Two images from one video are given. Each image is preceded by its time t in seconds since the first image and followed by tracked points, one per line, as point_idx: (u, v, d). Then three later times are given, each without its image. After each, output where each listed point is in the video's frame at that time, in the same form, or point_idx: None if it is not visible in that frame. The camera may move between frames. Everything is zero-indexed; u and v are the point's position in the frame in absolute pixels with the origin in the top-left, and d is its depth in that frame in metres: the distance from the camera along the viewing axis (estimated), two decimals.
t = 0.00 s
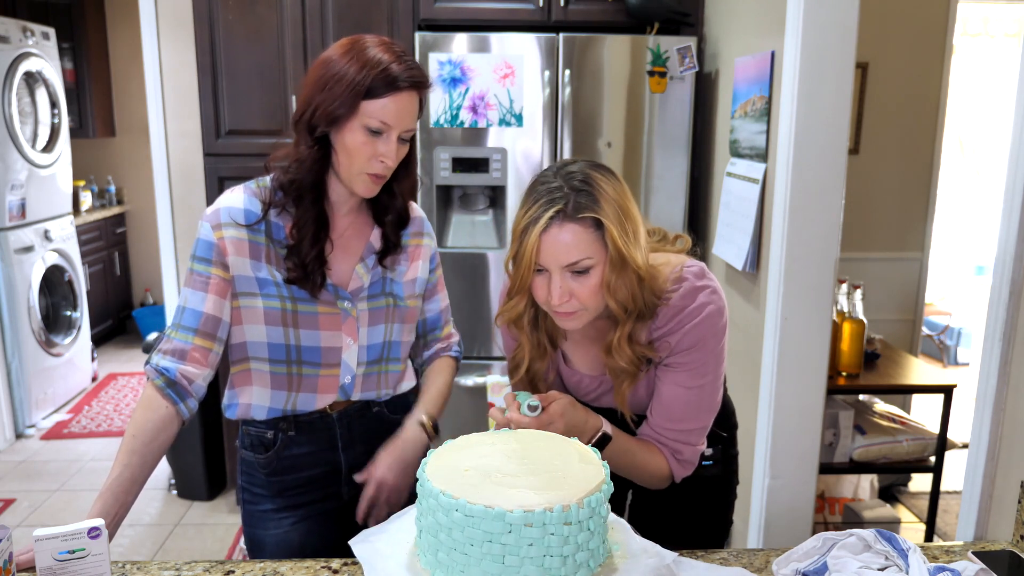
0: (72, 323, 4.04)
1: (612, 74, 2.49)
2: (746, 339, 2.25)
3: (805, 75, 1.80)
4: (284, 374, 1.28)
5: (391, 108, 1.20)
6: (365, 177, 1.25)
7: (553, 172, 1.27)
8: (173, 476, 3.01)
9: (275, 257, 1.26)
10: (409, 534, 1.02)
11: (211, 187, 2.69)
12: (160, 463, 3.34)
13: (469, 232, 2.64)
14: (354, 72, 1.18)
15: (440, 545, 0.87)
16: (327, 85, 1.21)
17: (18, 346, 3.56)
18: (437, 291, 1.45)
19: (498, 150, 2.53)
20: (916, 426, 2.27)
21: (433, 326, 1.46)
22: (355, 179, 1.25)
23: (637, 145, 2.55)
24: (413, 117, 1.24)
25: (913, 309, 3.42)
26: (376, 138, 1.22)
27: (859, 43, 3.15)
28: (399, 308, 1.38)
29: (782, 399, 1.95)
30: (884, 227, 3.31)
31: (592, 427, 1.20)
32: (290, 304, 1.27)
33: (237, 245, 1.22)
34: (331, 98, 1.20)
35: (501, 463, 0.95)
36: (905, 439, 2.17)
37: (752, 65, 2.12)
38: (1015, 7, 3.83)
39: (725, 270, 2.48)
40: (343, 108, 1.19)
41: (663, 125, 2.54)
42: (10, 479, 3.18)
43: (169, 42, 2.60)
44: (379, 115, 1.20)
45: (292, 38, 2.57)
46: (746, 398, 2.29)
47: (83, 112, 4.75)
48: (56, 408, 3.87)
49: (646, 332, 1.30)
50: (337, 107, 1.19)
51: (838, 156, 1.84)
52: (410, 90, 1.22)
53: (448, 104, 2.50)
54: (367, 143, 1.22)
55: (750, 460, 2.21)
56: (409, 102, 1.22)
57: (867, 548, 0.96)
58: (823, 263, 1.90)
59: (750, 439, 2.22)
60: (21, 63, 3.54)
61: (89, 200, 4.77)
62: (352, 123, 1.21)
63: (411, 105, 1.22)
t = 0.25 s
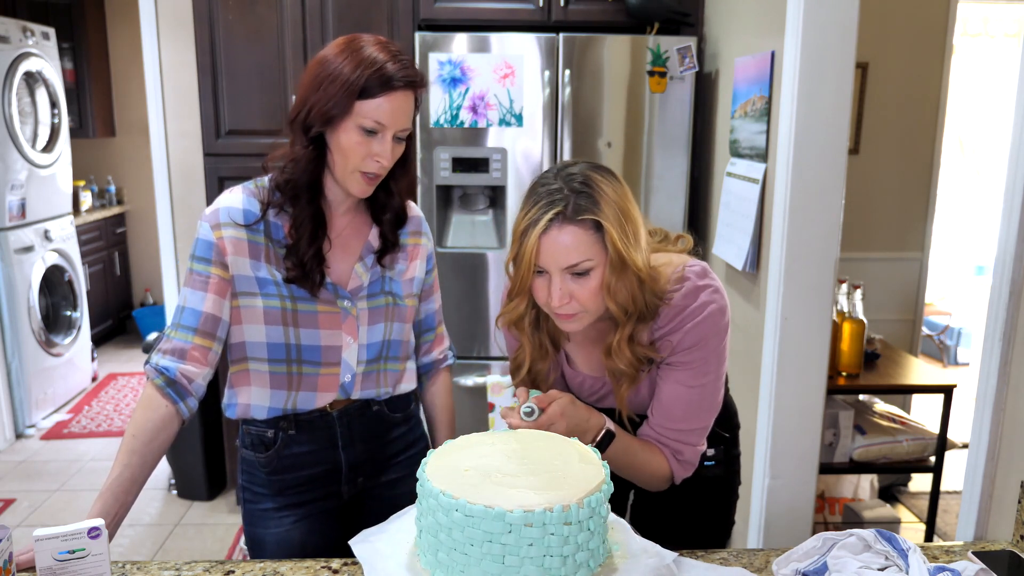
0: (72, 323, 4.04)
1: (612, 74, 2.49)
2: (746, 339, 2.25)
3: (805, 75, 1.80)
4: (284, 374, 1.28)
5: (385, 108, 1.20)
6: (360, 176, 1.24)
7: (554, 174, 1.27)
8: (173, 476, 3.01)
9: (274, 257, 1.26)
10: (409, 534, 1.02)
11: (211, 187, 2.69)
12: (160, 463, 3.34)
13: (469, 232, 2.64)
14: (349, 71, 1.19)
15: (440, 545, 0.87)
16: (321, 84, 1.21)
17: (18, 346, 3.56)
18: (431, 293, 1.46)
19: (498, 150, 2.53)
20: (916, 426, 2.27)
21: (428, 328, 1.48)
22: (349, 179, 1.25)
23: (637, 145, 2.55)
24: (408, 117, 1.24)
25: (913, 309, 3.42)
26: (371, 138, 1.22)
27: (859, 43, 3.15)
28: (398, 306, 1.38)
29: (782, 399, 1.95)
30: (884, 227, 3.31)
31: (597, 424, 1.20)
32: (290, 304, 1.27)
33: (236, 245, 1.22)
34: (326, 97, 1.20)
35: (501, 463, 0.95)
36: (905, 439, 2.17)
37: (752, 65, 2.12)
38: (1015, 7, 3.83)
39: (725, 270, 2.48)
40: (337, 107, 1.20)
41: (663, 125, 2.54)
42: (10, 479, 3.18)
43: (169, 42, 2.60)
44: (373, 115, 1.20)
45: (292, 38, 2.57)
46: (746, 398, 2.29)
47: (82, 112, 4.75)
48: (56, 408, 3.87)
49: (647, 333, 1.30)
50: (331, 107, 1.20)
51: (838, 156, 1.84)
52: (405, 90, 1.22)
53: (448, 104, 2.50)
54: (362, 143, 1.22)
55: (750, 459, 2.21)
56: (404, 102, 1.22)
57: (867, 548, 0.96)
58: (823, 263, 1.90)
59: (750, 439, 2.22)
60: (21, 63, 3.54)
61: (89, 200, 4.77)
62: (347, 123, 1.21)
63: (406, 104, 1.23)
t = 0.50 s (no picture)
0: (72, 323, 4.04)
1: (611, 75, 2.49)
2: (746, 339, 2.25)
3: (805, 75, 1.80)
4: (283, 373, 1.28)
5: (382, 108, 1.21)
6: (357, 176, 1.25)
7: (556, 176, 1.27)
8: (173, 476, 3.01)
9: (273, 256, 1.26)
10: (409, 534, 1.02)
11: (210, 187, 2.69)
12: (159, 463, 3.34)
13: (469, 232, 2.64)
14: (348, 71, 1.19)
15: (440, 545, 0.87)
16: (319, 85, 1.22)
17: (18, 346, 3.56)
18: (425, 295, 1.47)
19: (498, 150, 2.53)
20: (916, 426, 2.27)
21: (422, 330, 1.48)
22: (346, 179, 1.25)
23: (637, 145, 2.55)
24: (406, 118, 1.25)
25: (913, 309, 3.42)
26: (368, 138, 1.22)
27: (859, 43, 3.15)
28: (396, 305, 1.38)
29: (782, 399, 1.95)
30: (884, 227, 3.31)
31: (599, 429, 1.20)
32: (289, 303, 1.27)
33: (235, 245, 1.22)
34: (323, 97, 1.20)
35: (502, 463, 0.95)
36: (905, 439, 2.17)
37: (752, 65, 2.12)
38: (1015, 7, 3.83)
39: (724, 270, 2.48)
40: (336, 108, 1.20)
41: (663, 125, 2.54)
42: (11, 479, 3.18)
43: (169, 42, 2.60)
44: (371, 115, 1.21)
45: (292, 38, 2.57)
46: (746, 398, 2.29)
47: (82, 113, 4.75)
48: (56, 408, 3.87)
49: (650, 335, 1.31)
50: (329, 107, 1.20)
51: (838, 157, 1.84)
52: (402, 91, 1.22)
53: (448, 104, 2.50)
54: (360, 143, 1.22)
55: (750, 459, 2.21)
56: (401, 102, 1.23)
57: (867, 548, 0.96)
58: (823, 263, 1.90)
59: (750, 438, 2.22)
60: (21, 63, 3.54)
61: (89, 200, 4.77)
62: (344, 124, 1.22)
63: (403, 105, 1.23)
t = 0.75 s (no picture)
0: (72, 323, 4.04)
1: (611, 74, 2.49)
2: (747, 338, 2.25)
3: (805, 75, 1.80)
4: (261, 367, 1.27)
5: (294, 85, 1.22)
6: (283, 154, 1.27)
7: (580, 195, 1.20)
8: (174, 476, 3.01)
9: (220, 257, 1.24)
10: (409, 533, 1.02)
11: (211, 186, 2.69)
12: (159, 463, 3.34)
13: (469, 232, 2.64)
14: (263, 50, 1.20)
15: (438, 544, 0.87)
16: (231, 70, 1.21)
17: (18, 346, 3.56)
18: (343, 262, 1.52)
19: (499, 150, 2.53)
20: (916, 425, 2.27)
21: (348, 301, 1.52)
22: (272, 159, 1.27)
23: (638, 145, 2.55)
24: (318, 94, 1.27)
25: (912, 308, 3.44)
26: (290, 118, 1.24)
27: (858, 43, 3.15)
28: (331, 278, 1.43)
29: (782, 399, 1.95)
30: (884, 227, 3.32)
31: (646, 440, 1.07)
32: (253, 295, 1.26)
33: (168, 259, 1.19)
34: (240, 78, 1.20)
35: (500, 463, 0.95)
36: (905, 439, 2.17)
37: (752, 65, 2.12)
38: (1016, 7, 3.83)
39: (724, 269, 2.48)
40: (250, 90, 1.20)
41: (663, 126, 2.54)
42: (11, 479, 3.18)
43: (169, 42, 2.61)
44: (288, 95, 1.22)
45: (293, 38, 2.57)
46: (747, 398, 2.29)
47: (82, 112, 4.75)
48: (56, 408, 3.87)
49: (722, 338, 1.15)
50: (247, 91, 1.20)
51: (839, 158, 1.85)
52: (315, 69, 1.25)
53: (448, 104, 2.50)
54: (283, 123, 1.24)
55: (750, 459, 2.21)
56: (313, 80, 1.25)
57: (868, 548, 0.96)
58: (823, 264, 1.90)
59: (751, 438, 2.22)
60: (21, 63, 3.54)
61: (90, 200, 4.77)
62: (265, 106, 1.22)
63: (315, 83, 1.25)
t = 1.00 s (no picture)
0: (72, 323, 4.04)
1: (611, 75, 2.49)
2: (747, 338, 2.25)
3: (805, 75, 1.80)
4: (258, 375, 1.28)
5: (306, 82, 1.22)
6: (299, 154, 1.25)
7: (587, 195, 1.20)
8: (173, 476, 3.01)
9: (220, 261, 1.25)
10: (410, 534, 1.02)
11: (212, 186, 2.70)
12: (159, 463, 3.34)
13: (469, 232, 2.64)
14: (269, 47, 1.20)
15: (438, 543, 0.87)
16: (239, 69, 1.22)
17: (18, 346, 3.56)
18: (376, 267, 1.49)
19: (499, 150, 2.53)
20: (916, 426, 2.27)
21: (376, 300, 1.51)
22: (288, 159, 1.26)
23: (637, 144, 2.55)
24: (332, 89, 1.26)
25: (912, 308, 3.44)
26: (302, 116, 1.24)
27: (859, 43, 3.15)
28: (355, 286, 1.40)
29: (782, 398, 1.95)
30: (885, 227, 3.32)
31: (651, 440, 1.06)
32: (250, 305, 1.26)
33: (172, 259, 1.22)
34: (247, 78, 1.21)
35: (501, 464, 0.95)
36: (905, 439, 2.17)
37: (752, 65, 2.12)
38: (1016, 7, 3.84)
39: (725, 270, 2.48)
40: (260, 88, 1.21)
41: (663, 126, 2.54)
42: (11, 479, 3.18)
43: (169, 42, 2.62)
44: (299, 91, 1.22)
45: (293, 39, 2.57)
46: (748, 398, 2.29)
47: (82, 112, 4.75)
48: (56, 408, 3.87)
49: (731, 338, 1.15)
50: (254, 89, 1.21)
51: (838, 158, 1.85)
52: (327, 62, 1.24)
53: (448, 104, 2.50)
54: (294, 121, 1.23)
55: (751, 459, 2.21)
56: (324, 74, 1.24)
57: (868, 548, 0.96)
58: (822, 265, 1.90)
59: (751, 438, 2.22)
60: (21, 63, 3.54)
61: (89, 200, 4.77)
62: (275, 104, 1.22)
63: (328, 77, 1.25)
